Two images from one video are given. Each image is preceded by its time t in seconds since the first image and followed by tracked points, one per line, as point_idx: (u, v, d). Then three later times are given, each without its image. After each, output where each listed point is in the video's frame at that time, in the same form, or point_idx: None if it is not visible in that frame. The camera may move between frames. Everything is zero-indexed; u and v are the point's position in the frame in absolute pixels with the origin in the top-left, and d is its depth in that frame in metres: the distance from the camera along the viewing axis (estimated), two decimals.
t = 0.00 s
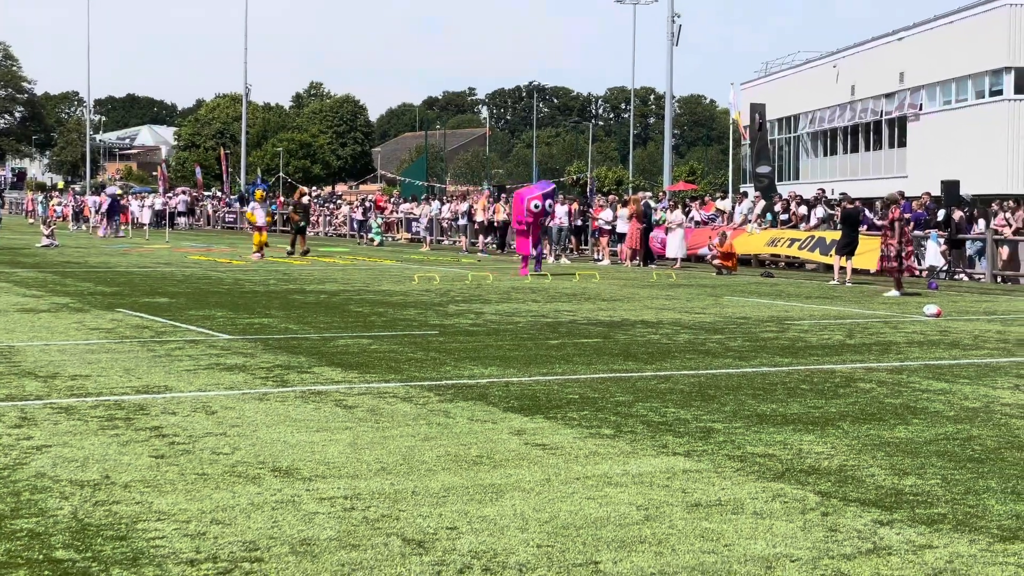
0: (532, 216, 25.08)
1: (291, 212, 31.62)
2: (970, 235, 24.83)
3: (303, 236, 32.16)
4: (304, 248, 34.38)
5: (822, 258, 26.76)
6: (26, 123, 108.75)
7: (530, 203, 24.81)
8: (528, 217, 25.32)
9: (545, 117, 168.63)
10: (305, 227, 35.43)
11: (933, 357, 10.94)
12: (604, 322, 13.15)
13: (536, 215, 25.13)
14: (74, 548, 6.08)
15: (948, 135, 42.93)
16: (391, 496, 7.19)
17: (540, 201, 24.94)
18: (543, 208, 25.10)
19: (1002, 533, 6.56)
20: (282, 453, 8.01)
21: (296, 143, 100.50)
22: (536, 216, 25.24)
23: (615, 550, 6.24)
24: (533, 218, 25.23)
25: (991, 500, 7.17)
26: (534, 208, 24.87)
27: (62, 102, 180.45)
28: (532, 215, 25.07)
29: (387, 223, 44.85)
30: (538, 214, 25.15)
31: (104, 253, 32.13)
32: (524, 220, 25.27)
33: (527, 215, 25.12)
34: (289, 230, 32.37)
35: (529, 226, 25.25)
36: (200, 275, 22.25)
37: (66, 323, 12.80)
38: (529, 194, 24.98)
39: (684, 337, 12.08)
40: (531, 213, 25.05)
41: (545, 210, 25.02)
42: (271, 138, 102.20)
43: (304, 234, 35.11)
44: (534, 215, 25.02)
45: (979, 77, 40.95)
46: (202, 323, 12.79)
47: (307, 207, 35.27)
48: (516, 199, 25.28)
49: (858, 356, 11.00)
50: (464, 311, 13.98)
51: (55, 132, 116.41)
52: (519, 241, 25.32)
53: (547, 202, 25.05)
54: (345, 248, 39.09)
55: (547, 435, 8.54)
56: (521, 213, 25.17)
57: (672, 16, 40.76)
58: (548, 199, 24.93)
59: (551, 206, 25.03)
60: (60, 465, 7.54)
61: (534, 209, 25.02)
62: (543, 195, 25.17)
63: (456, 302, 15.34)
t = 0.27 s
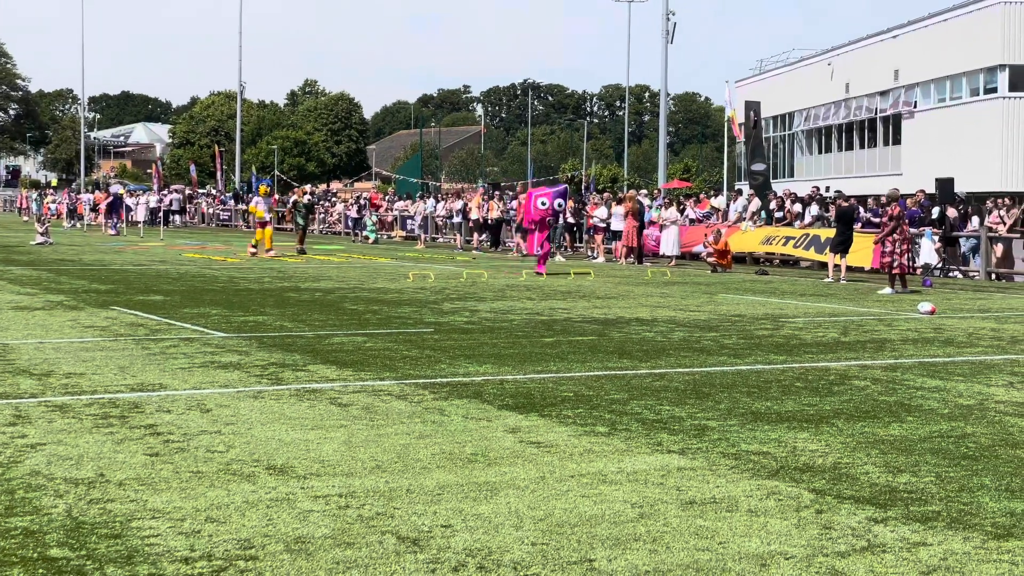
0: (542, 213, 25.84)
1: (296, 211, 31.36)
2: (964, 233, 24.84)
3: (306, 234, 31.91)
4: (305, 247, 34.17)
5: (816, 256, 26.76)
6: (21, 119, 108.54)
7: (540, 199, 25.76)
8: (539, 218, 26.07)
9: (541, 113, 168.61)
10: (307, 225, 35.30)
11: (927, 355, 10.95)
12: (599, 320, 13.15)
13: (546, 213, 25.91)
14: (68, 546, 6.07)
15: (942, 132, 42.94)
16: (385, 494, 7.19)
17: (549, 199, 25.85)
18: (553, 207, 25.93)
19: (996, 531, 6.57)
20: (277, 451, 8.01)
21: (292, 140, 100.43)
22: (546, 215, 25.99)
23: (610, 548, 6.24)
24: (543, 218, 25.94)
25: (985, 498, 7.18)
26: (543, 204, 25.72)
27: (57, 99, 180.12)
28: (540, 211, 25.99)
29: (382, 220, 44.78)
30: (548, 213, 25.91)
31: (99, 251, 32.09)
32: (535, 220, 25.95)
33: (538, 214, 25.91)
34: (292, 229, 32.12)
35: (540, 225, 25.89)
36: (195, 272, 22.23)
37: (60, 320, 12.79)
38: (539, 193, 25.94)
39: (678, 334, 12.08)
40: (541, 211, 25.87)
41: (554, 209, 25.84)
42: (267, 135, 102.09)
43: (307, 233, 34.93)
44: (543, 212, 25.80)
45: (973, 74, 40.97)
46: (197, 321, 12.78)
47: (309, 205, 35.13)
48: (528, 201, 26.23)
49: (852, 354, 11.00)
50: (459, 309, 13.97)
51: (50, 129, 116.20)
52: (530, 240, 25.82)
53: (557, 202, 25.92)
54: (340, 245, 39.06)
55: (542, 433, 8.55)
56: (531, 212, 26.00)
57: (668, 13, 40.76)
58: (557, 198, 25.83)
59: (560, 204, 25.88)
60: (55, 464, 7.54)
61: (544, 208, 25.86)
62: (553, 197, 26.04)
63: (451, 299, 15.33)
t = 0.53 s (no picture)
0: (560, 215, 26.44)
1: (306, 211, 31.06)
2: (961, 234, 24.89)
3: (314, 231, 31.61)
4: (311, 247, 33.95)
5: (816, 257, 26.77)
6: (18, 120, 108.42)
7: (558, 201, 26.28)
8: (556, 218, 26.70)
9: (539, 114, 168.65)
10: (313, 225, 35.22)
11: (926, 355, 10.95)
12: (598, 320, 13.14)
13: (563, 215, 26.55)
14: (66, 546, 6.07)
15: (941, 132, 42.98)
16: (384, 494, 7.18)
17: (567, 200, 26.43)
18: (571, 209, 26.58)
19: (995, 531, 6.58)
20: (275, 452, 8.00)
21: (290, 140, 100.45)
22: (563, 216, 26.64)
23: (608, 548, 6.24)
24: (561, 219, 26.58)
25: (983, 498, 7.19)
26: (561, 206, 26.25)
27: (54, 100, 180.10)
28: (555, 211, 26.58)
29: (380, 221, 44.76)
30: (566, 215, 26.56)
31: (97, 251, 32.08)
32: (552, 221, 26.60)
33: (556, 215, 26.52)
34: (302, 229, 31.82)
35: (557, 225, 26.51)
36: (194, 272, 22.22)
37: (59, 320, 12.79)
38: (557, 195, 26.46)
39: (677, 335, 12.08)
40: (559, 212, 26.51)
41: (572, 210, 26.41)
42: (265, 136, 102.06)
43: (314, 232, 34.75)
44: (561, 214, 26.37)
45: (971, 75, 41.00)
46: (195, 321, 12.79)
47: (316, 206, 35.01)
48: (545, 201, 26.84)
49: (851, 355, 11.01)
50: (458, 309, 13.98)
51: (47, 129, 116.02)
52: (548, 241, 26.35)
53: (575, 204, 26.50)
54: (339, 245, 39.05)
55: (541, 433, 8.55)
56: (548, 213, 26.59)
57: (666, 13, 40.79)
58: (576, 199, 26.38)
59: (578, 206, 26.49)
60: (53, 464, 7.53)
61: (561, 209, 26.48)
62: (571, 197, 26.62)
63: (450, 300, 15.33)
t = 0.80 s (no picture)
0: (579, 201, 23.77)
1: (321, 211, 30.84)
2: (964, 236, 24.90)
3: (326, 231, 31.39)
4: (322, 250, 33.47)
5: (817, 260, 26.76)
6: (21, 122, 108.48)
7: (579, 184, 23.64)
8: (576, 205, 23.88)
9: (540, 117, 168.75)
10: (322, 226, 35.13)
11: (929, 357, 10.95)
12: (601, 322, 13.16)
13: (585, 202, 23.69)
14: (69, 548, 6.07)
15: (943, 135, 43.00)
16: (386, 496, 7.18)
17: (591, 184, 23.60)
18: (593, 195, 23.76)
19: (997, 533, 6.57)
20: (277, 453, 8.00)
21: (291, 143, 100.52)
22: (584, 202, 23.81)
23: (611, 550, 6.24)
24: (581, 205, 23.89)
25: (985, 501, 7.18)
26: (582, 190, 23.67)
27: (56, 101, 180.34)
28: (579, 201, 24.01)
29: (382, 223, 44.79)
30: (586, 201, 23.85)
31: (99, 253, 32.08)
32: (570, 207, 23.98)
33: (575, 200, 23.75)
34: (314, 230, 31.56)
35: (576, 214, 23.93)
36: (196, 274, 22.24)
37: (62, 322, 12.80)
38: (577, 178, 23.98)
39: (680, 337, 12.10)
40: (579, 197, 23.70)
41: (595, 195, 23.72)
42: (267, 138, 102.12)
43: (323, 234, 34.61)
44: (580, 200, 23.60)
45: (974, 77, 40.99)
46: (198, 323, 12.81)
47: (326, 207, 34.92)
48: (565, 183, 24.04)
49: (853, 357, 11.01)
50: (461, 311, 14.01)
51: (49, 131, 116.07)
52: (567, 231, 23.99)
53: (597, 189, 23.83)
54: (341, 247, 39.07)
55: (542, 435, 8.55)
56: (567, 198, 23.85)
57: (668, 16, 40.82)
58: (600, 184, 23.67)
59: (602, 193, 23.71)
60: (55, 465, 7.54)
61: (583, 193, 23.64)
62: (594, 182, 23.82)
63: (452, 302, 15.34)
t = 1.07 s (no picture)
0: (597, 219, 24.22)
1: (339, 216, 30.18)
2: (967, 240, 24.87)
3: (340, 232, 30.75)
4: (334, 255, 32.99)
5: (821, 264, 26.74)
6: (24, 125, 108.64)
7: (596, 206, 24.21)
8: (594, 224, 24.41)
9: (543, 120, 168.81)
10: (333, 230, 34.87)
11: (932, 362, 10.93)
12: (603, 326, 13.15)
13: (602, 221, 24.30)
14: (71, 551, 6.07)
15: (946, 138, 42.98)
16: (389, 500, 7.18)
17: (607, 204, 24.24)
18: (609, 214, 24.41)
19: (1001, 538, 6.56)
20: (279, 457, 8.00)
21: (294, 146, 100.62)
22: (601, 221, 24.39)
23: (613, 554, 6.23)
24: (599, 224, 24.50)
25: (989, 506, 7.17)
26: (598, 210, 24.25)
27: (59, 104, 180.75)
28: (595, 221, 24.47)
29: (385, 227, 44.77)
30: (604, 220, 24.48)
31: (101, 256, 32.10)
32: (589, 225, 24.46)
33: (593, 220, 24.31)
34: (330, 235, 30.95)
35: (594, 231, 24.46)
36: (199, 277, 22.25)
37: (64, 325, 12.80)
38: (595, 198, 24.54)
39: (682, 340, 12.08)
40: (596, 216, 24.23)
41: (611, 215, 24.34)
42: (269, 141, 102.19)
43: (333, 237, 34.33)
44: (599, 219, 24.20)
45: (977, 81, 40.97)
46: (201, 326, 12.81)
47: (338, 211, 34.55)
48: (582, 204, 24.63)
49: (856, 361, 10.99)
50: (463, 315, 14.00)
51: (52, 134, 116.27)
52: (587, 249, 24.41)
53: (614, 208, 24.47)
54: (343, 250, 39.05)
55: (546, 439, 8.54)
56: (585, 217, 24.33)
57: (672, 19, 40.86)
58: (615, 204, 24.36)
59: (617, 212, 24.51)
60: (58, 469, 7.54)
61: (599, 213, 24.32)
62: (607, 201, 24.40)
63: (455, 305, 15.33)
